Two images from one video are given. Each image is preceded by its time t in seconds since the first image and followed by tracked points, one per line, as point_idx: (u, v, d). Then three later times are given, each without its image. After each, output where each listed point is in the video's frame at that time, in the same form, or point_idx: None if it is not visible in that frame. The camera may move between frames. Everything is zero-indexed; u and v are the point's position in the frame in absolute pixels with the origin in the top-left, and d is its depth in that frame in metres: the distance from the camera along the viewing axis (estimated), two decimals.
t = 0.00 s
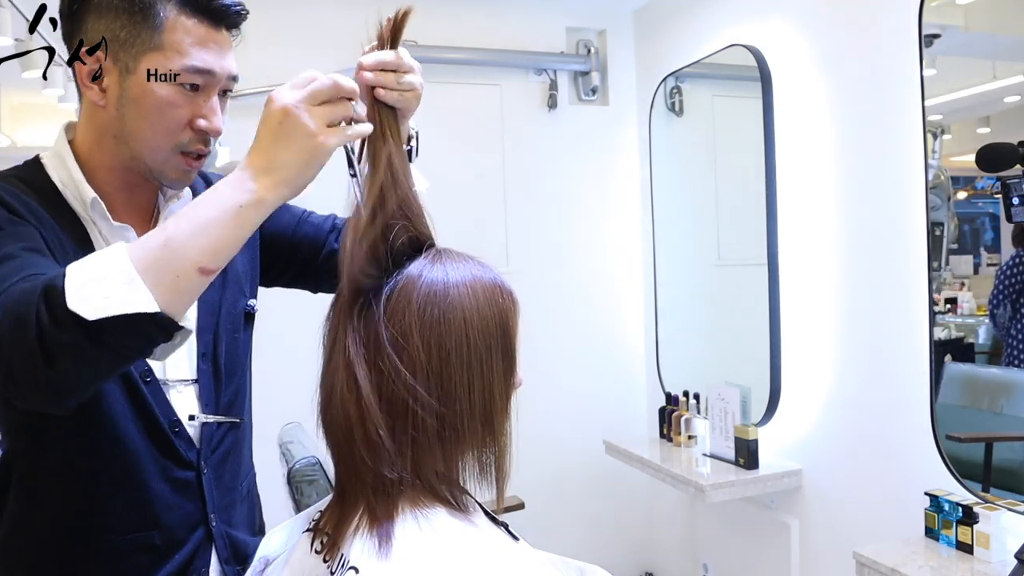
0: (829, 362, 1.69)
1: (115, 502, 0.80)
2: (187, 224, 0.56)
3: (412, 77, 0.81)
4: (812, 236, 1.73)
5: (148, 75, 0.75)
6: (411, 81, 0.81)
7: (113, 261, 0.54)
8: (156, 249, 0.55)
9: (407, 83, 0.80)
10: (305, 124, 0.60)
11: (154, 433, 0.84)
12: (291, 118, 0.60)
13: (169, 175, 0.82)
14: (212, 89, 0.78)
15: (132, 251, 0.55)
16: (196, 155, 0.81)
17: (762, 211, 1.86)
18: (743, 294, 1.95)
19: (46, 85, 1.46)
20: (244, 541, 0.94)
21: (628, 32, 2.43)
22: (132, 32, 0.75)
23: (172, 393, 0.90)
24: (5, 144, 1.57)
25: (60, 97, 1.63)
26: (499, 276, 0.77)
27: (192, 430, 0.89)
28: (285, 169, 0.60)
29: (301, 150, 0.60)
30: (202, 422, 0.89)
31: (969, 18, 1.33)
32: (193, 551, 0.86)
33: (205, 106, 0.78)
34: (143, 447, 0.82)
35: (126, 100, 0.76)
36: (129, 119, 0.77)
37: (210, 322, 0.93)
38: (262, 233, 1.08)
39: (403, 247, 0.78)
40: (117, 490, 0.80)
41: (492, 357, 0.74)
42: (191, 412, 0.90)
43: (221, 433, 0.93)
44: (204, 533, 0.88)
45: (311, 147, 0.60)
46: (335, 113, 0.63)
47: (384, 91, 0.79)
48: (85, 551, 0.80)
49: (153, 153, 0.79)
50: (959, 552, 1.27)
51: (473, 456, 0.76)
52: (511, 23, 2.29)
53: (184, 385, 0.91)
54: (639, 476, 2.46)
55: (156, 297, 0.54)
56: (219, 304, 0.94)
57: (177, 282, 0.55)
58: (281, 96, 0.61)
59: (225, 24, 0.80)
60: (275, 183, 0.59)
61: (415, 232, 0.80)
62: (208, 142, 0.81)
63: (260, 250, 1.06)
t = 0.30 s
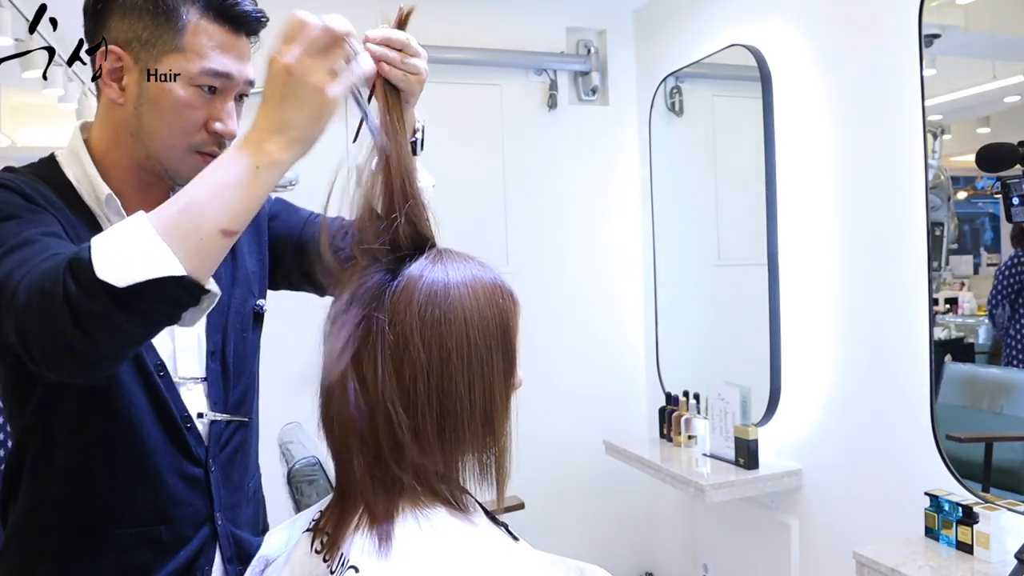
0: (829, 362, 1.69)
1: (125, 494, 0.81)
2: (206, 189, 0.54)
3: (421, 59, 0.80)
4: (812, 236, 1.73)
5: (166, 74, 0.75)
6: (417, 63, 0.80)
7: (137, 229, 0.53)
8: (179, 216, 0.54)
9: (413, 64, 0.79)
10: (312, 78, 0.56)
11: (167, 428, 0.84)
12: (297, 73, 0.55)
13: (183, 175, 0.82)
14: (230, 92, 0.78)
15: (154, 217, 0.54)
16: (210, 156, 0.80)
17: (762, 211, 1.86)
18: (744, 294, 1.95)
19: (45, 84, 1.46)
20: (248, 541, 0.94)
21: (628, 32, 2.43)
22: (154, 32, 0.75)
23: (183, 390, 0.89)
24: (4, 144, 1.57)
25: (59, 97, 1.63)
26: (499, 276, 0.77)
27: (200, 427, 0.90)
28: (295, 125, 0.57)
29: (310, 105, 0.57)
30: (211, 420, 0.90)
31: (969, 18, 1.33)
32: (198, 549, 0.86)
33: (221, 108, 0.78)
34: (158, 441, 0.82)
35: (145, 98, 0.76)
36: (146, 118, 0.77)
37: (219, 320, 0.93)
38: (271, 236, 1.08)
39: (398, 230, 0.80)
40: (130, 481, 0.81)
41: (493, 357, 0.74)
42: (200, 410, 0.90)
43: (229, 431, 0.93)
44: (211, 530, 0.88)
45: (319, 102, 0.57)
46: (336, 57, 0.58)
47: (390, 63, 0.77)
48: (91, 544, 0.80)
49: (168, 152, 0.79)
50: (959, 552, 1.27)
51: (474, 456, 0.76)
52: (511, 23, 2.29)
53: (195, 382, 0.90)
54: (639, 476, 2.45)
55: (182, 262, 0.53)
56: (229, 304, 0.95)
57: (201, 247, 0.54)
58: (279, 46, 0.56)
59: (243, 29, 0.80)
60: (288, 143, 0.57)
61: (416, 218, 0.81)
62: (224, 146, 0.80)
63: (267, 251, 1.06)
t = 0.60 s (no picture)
0: (829, 362, 1.69)
1: (124, 487, 0.81)
2: (227, 179, 0.56)
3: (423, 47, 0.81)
4: (812, 236, 1.73)
5: (176, 77, 0.76)
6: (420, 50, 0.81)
7: (159, 213, 0.53)
8: (200, 203, 0.55)
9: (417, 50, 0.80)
10: (326, 75, 0.60)
11: (167, 424, 0.84)
12: (313, 70, 0.59)
13: (190, 176, 0.83)
14: (239, 96, 0.78)
15: (176, 204, 0.55)
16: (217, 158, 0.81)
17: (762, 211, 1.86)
18: (743, 294, 1.95)
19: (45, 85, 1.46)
20: (247, 540, 0.94)
21: (628, 32, 2.43)
22: (167, 34, 0.75)
23: (185, 387, 0.89)
24: (5, 144, 1.57)
25: (59, 97, 1.63)
26: (498, 275, 0.77)
27: (201, 426, 0.90)
28: (311, 120, 0.60)
29: (326, 100, 0.60)
30: (212, 418, 0.90)
31: (969, 19, 1.33)
32: (197, 546, 0.86)
33: (229, 111, 0.78)
34: (159, 436, 0.83)
35: (154, 98, 0.77)
36: (155, 119, 0.77)
37: (222, 319, 0.93)
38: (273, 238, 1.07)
39: (398, 225, 0.81)
40: (129, 475, 0.81)
41: (492, 357, 0.74)
42: (201, 408, 0.90)
43: (230, 430, 0.93)
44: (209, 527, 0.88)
45: (334, 98, 0.60)
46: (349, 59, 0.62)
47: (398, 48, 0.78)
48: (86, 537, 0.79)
49: (176, 152, 0.79)
50: (959, 552, 1.27)
51: (474, 455, 0.77)
52: (511, 23, 2.29)
53: (197, 380, 0.90)
54: (639, 476, 2.45)
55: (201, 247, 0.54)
56: (231, 303, 0.95)
57: (221, 233, 0.55)
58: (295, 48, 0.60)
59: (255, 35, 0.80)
60: (305, 138, 0.60)
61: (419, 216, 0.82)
62: (230, 148, 0.80)
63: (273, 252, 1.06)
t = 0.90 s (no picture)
0: (829, 361, 1.69)
1: (129, 482, 0.81)
2: (244, 178, 0.57)
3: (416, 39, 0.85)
4: (812, 236, 1.73)
5: (183, 78, 0.76)
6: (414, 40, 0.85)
7: (176, 206, 0.54)
8: (218, 200, 0.56)
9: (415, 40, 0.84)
10: (342, 83, 0.61)
11: (173, 419, 0.84)
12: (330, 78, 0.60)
13: (194, 176, 0.83)
14: (243, 97, 0.79)
15: (195, 200, 0.56)
16: (221, 159, 0.82)
17: (762, 211, 1.86)
18: (743, 294, 1.95)
19: (46, 85, 1.47)
20: (252, 539, 0.94)
21: (627, 32, 2.43)
22: (174, 35, 0.75)
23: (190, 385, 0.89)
24: (5, 144, 1.57)
25: (60, 97, 1.63)
26: (495, 274, 0.77)
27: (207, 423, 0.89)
28: (326, 123, 0.60)
29: (342, 106, 0.61)
30: (217, 416, 0.89)
31: (969, 19, 1.33)
32: (201, 543, 0.86)
33: (232, 112, 0.79)
34: (165, 431, 0.83)
35: (160, 99, 0.77)
36: (161, 120, 0.77)
37: (229, 317, 0.93)
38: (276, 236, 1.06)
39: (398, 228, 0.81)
40: (135, 469, 0.81)
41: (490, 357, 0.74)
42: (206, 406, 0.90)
43: (236, 428, 0.93)
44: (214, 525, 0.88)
45: (350, 104, 0.61)
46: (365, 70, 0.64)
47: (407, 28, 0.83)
48: (91, 529, 0.79)
49: (180, 153, 0.80)
50: (959, 552, 1.27)
51: (474, 456, 0.77)
52: (511, 23, 2.29)
53: (203, 377, 0.90)
54: (639, 476, 2.45)
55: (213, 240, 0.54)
56: (236, 303, 0.95)
57: (231, 228, 0.56)
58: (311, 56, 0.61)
59: (261, 37, 0.80)
60: (322, 140, 0.60)
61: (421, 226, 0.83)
62: (235, 149, 0.81)
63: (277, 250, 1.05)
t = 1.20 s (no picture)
0: (829, 361, 1.69)
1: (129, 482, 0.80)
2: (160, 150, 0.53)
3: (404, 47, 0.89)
4: (812, 236, 1.73)
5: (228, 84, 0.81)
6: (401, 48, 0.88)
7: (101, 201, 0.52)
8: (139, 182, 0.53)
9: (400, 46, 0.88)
10: (260, 27, 0.52)
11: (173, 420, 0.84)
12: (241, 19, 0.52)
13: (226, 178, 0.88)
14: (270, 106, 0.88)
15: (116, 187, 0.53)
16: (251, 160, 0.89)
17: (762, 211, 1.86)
18: (744, 294, 1.95)
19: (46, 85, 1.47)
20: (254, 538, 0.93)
21: (628, 32, 2.43)
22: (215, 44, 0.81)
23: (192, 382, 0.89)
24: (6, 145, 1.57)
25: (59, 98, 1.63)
26: (493, 274, 0.77)
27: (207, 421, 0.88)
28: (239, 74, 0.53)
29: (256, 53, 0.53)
30: (217, 414, 0.88)
31: (969, 19, 1.33)
32: (202, 543, 0.86)
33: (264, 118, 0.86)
34: (166, 432, 0.82)
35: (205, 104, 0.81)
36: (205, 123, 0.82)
37: (230, 317, 0.92)
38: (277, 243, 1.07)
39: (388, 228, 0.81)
40: (135, 471, 0.80)
41: (489, 357, 0.75)
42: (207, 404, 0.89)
43: (237, 427, 0.91)
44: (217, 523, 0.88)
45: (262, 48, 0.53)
46: None
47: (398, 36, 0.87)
48: (94, 531, 0.80)
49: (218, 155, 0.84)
50: (959, 552, 1.27)
51: (473, 456, 0.77)
52: (511, 23, 2.29)
53: (204, 375, 0.90)
54: (639, 476, 2.45)
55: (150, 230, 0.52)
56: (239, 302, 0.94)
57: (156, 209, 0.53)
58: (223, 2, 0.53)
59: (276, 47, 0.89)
60: (237, 93, 0.54)
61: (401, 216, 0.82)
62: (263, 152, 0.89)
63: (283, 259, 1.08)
